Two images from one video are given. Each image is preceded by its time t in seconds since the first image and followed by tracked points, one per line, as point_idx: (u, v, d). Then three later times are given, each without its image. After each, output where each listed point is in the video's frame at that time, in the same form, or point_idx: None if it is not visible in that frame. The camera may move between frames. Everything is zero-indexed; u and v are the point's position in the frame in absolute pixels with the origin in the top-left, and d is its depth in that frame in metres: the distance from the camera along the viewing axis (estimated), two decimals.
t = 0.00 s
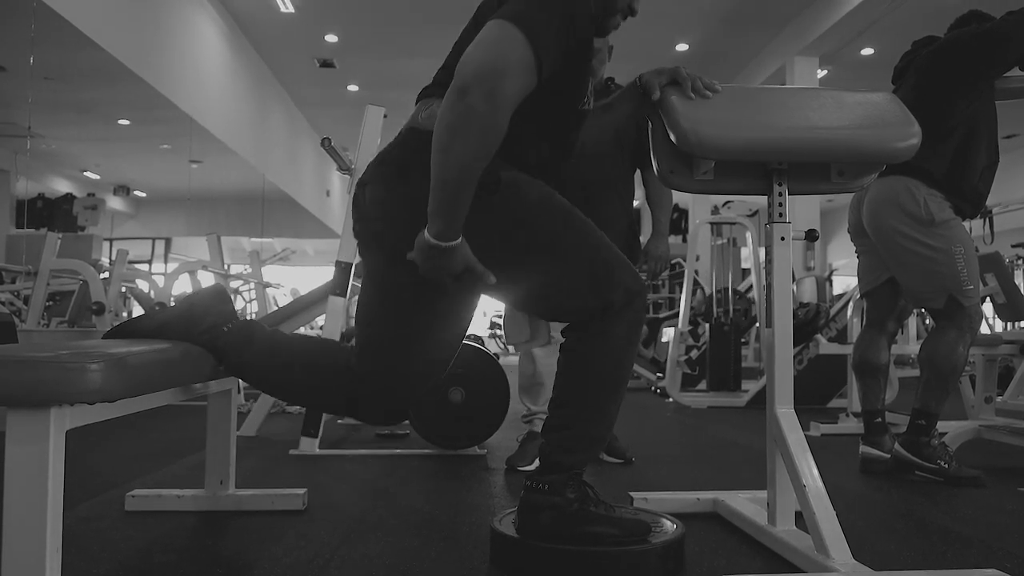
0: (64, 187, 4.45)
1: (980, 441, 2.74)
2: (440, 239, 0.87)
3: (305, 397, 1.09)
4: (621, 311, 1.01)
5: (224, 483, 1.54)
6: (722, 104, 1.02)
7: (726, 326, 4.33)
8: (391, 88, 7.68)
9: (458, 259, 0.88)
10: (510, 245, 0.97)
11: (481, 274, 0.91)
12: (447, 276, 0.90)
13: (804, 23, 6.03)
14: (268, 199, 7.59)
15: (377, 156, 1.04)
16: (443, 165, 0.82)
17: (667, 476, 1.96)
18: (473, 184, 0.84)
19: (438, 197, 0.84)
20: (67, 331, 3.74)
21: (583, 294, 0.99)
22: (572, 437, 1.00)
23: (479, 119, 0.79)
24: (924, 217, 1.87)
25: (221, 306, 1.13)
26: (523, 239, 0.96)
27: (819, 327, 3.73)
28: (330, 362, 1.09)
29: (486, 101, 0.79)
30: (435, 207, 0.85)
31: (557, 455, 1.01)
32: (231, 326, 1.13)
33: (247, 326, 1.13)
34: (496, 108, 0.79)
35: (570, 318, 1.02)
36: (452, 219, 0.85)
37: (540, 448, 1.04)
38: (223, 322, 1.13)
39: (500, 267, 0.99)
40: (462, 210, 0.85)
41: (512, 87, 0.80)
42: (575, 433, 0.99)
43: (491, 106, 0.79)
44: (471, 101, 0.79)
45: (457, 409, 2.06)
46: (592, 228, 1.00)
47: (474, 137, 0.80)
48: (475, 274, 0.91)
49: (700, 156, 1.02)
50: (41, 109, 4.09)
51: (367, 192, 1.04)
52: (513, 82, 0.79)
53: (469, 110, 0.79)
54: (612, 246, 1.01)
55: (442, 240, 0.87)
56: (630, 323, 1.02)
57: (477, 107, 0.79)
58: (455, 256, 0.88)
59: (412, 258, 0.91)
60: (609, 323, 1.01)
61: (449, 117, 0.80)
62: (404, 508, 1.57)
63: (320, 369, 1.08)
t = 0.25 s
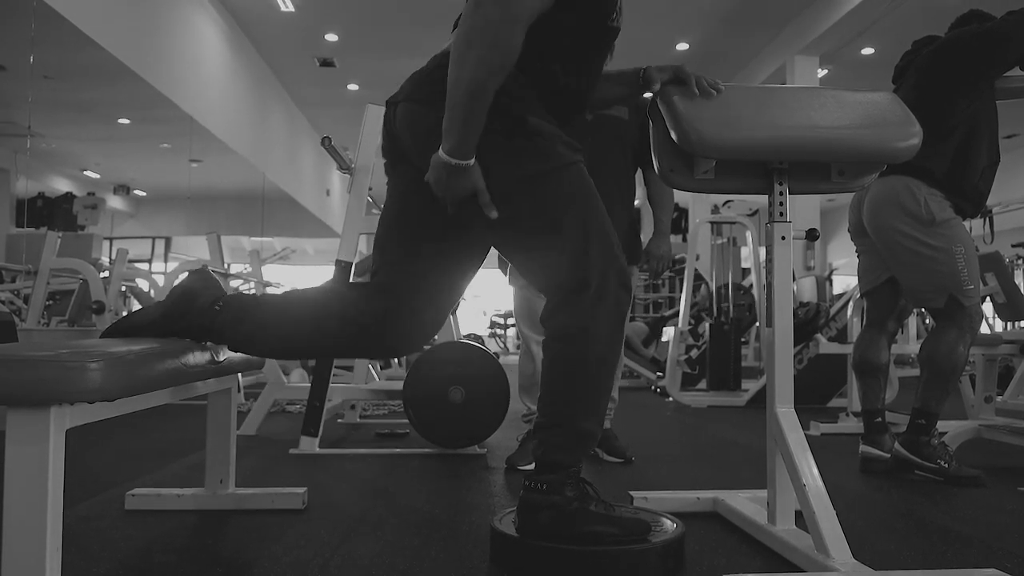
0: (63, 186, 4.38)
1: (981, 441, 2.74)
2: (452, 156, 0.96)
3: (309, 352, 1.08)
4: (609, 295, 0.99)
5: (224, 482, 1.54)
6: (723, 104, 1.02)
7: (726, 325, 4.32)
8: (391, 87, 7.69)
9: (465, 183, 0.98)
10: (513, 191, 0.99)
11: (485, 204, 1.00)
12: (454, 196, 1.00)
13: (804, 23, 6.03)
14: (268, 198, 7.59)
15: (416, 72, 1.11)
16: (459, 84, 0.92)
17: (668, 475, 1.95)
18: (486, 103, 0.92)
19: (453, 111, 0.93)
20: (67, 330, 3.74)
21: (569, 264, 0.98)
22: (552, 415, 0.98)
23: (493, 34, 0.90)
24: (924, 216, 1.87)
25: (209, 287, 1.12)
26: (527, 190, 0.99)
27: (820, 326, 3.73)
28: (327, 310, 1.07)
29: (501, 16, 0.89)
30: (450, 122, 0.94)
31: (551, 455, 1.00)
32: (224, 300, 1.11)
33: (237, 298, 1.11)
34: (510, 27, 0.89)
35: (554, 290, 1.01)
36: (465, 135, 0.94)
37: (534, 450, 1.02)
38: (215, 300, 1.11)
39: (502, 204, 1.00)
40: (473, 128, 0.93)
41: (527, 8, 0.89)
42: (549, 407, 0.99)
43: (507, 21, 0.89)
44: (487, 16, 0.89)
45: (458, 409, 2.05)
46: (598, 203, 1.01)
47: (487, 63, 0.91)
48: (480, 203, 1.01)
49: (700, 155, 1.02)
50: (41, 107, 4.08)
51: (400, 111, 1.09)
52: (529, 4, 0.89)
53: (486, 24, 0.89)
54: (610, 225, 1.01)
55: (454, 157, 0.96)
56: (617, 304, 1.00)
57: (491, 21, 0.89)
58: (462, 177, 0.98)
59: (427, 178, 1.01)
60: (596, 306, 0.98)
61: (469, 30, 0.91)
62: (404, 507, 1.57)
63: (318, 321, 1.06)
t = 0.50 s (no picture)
0: (63, 184, 4.37)
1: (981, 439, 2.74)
2: (487, 98, 0.98)
3: (299, 292, 1.14)
4: (591, 287, 0.99)
5: (224, 480, 1.54)
6: (724, 102, 1.02)
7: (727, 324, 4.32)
8: (391, 85, 7.68)
9: (497, 127, 0.99)
10: (541, 148, 1.00)
11: (512, 152, 1.00)
12: (484, 141, 1.01)
13: (805, 21, 6.02)
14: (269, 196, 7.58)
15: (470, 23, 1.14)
16: (492, 26, 0.94)
17: (668, 473, 1.96)
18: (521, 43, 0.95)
19: (490, 50, 0.95)
20: (67, 328, 3.74)
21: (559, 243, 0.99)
22: (534, 395, 0.99)
23: None
24: (925, 214, 1.87)
25: (188, 266, 1.16)
26: (553, 152, 0.99)
27: (820, 325, 3.73)
28: (314, 250, 1.13)
29: None
30: (486, 61, 0.96)
31: (545, 452, 1.00)
32: (208, 271, 1.15)
33: (221, 265, 1.15)
34: None
35: (542, 265, 1.00)
36: (500, 75, 0.96)
37: (528, 449, 1.03)
38: (200, 273, 1.15)
39: (528, 154, 1.00)
40: (508, 69, 0.95)
41: None
42: (529, 381, 1.00)
43: None
44: None
45: (458, 407, 2.05)
46: (607, 189, 1.02)
47: (528, 7, 0.93)
48: (504, 151, 1.01)
49: (701, 154, 1.02)
50: (42, 105, 4.08)
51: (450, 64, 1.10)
52: None
53: None
54: (608, 216, 1.02)
55: (488, 99, 0.98)
56: (593, 302, 0.99)
57: None
58: (495, 122, 0.99)
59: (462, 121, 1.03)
60: (578, 292, 0.99)
61: None
62: (404, 505, 1.57)
63: (309, 263, 1.13)
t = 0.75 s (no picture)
0: (65, 181, 4.41)
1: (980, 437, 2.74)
2: (518, 80, 0.95)
3: (294, 275, 1.14)
4: (583, 290, 1.00)
5: (225, 477, 1.54)
6: (726, 100, 1.02)
7: (727, 322, 4.32)
8: (392, 82, 7.67)
9: (526, 110, 0.97)
10: (564, 137, 0.99)
11: (535, 135, 0.98)
12: (510, 122, 0.98)
13: (806, 18, 6.01)
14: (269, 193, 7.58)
15: (498, 6, 1.11)
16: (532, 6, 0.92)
17: (668, 471, 1.96)
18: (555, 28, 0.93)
19: (526, 30, 0.93)
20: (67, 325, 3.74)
21: (561, 239, 0.98)
22: (527, 382, 0.99)
23: None
24: (926, 213, 1.87)
25: (181, 260, 1.15)
26: (575, 144, 0.99)
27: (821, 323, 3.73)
28: (309, 235, 1.13)
29: None
30: (522, 40, 0.93)
31: (541, 451, 1.01)
32: (202, 262, 1.14)
33: (214, 254, 1.14)
34: None
35: (540, 258, 0.99)
36: (534, 57, 0.94)
37: (523, 450, 1.03)
38: (193, 265, 1.14)
39: (550, 140, 0.99)
40: (541, 52, 0.93)
41: None
42: (521, 368, 1.00)
43: None
44: None
45: (458, 404, 2.05)
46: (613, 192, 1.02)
47: None
48: (528, 135, 0.99)
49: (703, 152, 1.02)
50: (43, 102, 4.08)
51: (480, 45, 1.05)
52: None
53: None
54: (608, 219, 1.03)
55: (519, 80, 0.95)
56: (586, 300, 1.00)
57: None
58: (524, 104, 0.96)
59: (489, 101, 0.99)
60: (571, 292, 0.99)
61: None
62: (404, 502, 1.57)
63: (305, 243, 1.13)
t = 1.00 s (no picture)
0: (66, 178, 4.35)
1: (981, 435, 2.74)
2: (525, 73, 0.95)
3: (294, 274, 1.14)
4: (582, 290, 1.00)
5: (225, 474, 1.54)
6: (727, 98, 1.02)
7: (728, 320, 4.32)
8: (392, 80, 7.67)
9: (532, 103, 0.97)
10: (568, 133, 0.99)
11: (539, 130, 0.98)
12: (515, 116, 0.98)
13: (807, 16, 6.01)
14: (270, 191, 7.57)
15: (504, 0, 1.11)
16: None
17: (669, 469, 1.96)
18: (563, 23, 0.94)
19: (534, 24, 0.93)
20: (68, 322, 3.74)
21: (561, 237, 0.98)
22: (523, 381, 0.99)
23: None
24: (927, 211, 1.87)
25: (183, 257, 1.16)
26: (579, 141, 0.99)
27: (821, 321, 3.73)
28: (311, 233, 1.13)
29: None
30: (529, 34, 0.93)
31: (538, 450, 1.01)
32: (204, 261, 1.15)
33: (216, 253, 1.15)
34: None
35: (539, 256, 0.99)
36: (541, 51, 0.94)
37: (520, 448, 1.03)
38: (196, 262, 1.14)
39: (554, 135, 0.99)
40: (548, 47, 0.94)
41: None
42: (517, 365, 1.00)
43: None
44: None
45: (458, 403, 2.06)
46: (613, 192, 1.02)
47: None
48: (532, 130, 0.99)
49: (703, 150, 1.02)
50: (44, 99, 4.08)
51: (485, 40, 1.05)
52: None
53: None
54: (610, 218, 1.03)
55: (527, 74, 0.95)
56: (584, 299, 1.00)
57: None
58: (530, 97, 0.96)
59: (494, 94, 0.99)
60: (570, 291, 0.99)
61: None
62: (404, 500, 1.58)
63: (304, 241, 1.13)
